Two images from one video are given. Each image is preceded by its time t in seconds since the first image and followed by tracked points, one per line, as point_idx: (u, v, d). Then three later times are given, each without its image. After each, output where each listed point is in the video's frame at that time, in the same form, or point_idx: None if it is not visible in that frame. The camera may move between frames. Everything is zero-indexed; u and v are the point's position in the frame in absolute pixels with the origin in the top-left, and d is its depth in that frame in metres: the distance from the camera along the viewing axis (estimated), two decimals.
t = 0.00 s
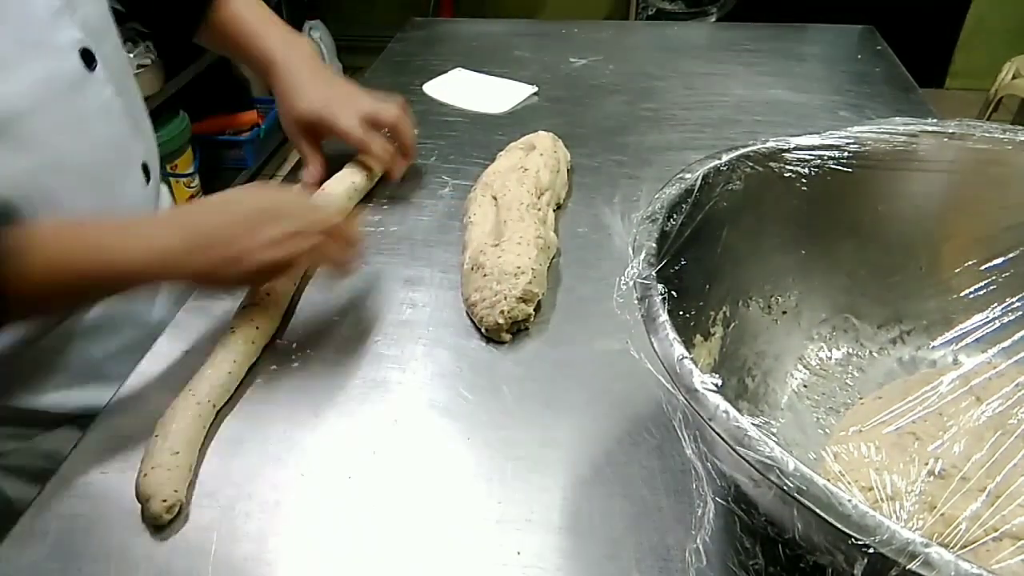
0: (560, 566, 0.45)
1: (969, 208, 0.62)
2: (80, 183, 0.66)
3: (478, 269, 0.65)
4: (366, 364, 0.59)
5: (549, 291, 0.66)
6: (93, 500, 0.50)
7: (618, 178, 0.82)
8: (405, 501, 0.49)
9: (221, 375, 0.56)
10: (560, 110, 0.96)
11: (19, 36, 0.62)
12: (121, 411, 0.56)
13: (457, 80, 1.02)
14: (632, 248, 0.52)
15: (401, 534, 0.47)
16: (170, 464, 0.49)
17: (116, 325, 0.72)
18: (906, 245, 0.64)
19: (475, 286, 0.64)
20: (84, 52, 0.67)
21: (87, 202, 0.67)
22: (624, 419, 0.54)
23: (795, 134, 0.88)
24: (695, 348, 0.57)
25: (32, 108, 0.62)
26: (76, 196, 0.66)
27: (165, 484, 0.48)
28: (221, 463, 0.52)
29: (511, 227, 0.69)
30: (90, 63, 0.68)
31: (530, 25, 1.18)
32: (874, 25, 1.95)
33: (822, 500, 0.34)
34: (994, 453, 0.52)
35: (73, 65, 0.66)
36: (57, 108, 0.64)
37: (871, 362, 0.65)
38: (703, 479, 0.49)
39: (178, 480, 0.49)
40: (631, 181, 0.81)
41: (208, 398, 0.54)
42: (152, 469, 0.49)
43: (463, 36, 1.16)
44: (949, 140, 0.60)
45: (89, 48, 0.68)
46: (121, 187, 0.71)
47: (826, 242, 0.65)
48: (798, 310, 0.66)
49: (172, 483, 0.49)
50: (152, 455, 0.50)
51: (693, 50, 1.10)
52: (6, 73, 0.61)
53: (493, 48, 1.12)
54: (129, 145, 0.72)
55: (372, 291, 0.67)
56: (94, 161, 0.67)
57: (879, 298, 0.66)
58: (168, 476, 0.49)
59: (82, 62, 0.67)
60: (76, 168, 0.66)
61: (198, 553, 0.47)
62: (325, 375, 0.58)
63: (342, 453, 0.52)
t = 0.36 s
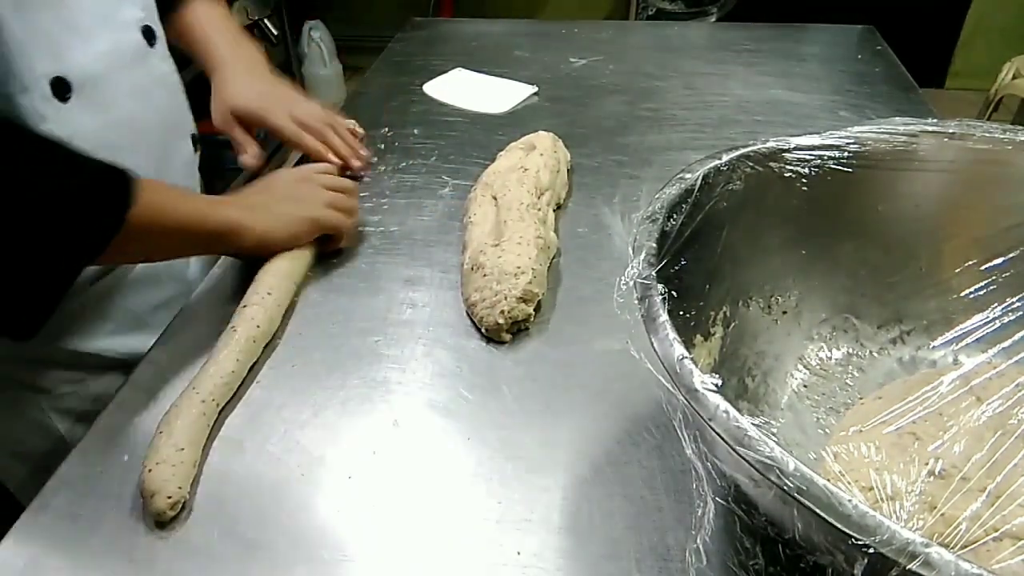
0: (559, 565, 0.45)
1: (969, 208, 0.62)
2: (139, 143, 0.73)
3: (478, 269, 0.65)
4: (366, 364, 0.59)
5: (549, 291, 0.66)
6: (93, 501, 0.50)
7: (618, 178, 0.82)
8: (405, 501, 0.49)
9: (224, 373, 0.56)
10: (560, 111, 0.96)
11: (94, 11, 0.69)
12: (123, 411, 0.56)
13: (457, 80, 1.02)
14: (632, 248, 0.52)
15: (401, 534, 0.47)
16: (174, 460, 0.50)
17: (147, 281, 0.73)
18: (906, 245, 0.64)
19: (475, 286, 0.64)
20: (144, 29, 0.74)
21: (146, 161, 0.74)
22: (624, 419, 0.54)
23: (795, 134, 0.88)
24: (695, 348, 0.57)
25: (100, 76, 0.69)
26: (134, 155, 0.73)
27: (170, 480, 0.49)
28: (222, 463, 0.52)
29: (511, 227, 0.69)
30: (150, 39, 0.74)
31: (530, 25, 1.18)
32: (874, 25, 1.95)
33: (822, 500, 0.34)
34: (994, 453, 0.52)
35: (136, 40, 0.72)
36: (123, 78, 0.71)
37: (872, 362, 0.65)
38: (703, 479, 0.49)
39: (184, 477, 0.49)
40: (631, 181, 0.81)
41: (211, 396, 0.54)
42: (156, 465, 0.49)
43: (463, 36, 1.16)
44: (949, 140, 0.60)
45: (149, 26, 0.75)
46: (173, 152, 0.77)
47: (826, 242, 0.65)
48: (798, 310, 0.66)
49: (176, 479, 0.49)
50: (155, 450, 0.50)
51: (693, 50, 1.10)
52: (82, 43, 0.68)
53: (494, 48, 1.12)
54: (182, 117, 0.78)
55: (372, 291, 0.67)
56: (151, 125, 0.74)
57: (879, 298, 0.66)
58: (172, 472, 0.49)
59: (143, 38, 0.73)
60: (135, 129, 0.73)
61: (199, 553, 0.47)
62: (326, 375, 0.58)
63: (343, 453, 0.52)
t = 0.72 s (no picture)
0: (560, 565, 0.45)
1: (968, 208, 0.62)
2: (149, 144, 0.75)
3: (479, 269, 0.65)
4: (367, 365, 0.59)
5: (549, 291, 0.66)
6: (92, 500, 0.50)
7: (618, 178, 0.82)
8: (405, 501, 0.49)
9: (231, 373, 0.56)
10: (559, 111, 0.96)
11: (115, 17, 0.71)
12: (123, 411, 0.56)
13: (457, 80, 1.02)
14: (632, 248, 0.52)
15: (401, 533, 0.47)
16: (178, 459, 0.50)
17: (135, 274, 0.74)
18: (906, 245, 0.64)
19: (476, 286, 0.64)
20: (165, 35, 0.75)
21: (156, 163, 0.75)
22: (624, 419, 0.54)
23: (795, 134, 0.88)
24: (695, 348, 0.57)
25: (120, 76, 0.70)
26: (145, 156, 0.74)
27: (173, 480, 0.49)
28: (222, 463, 0.52)
29: (511, 227, 0.69)
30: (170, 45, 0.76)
31: (530, 25, 1.18)
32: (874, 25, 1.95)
33: (823, 500, 0.34)
34: (994, 453, 0.52)
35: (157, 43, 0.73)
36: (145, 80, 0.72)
37: (872, 362, 0.65)
38: (703, 479, 0.49)
39: (188, 477, 0.49)
40: (631, 181, 0.81)
41: (218, 396, 0.54)
42: (160, 464, 0.49)
43: (463, 36, 1.16)
44: (949, 140, 0.60)
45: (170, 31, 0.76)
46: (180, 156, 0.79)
47: (826, 242, 0.65)
48: (798, 310, 0.66)
49: (178, 478, 0.49)
50: (158, 450, 0.50)
51: (693, 50, 1.10)
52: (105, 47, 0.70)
53: (494, 48, 1.12)
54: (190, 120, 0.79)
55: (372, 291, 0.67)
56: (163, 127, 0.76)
57: (879, 298, 0.66)
58: (176, 472, 0.49)
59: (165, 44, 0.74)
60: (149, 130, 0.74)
61: (198, 554, 0.47)
62: (326, 375, 0.58)
63: (343, 454, 0.52)
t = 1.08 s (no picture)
0: (560, 565, 0.45)
1: (968, 208, 0.62)
2: (162, 139, 0.71)
3: (478, 269, 0.65)
4: (367, 364, 0.59)
5: (549, 291, 0.66)
6: (93, 500, 0.50)
7: (618, 178, 0.82)
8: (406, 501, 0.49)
9: (232, 373, 0.56)
10: (559, 111, 0.96)
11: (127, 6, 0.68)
12: (122, 411, 0.56)
13: (457, 80, 1.02)
14: (632, 248, 0.52)
15: (401, 533, 0.47)
16: (180, 458, 0.50)
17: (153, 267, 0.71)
18: (906, 245, 0.64)
19: (476, 286, 0.64)
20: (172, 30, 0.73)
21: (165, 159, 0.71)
22: (624, 419, 0.54)
23: (795, 134, 0.88)
24: (695, 348, 0.57)
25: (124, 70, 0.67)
26: (158, 152, 0.70)
27: (173, 476, 0.49)
28: (221, 463, 0.52)
29: (511, 227, 0.69)
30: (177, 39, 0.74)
31: (530, 25, 1.18)
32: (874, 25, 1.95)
33: (822, 500, 0.34)
34: (994, 453, 0.52)
35: (162, 37, 0.71)
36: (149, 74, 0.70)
37: (871, 362, 0.65)
38: (703, 479, 0.49)
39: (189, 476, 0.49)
40: (631, 181, 0.81)
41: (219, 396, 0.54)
42: (161, 461, 0.49)
43: (463, 36, 1.16)
44: (949, 140, 0.60)
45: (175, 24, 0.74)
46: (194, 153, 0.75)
47: (826, 242, 0.65)
48: (798, 310, 0.66)
49: (179, 475, 0.49)
50: (158, 449, 0.50)
51: (693, 50, 1.10)
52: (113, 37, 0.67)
53: (494, 48, 1.12)
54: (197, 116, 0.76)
55: (371, 291, 0.67)
56: (173, 122, 0.72)
57: (879, 298, 0.66)
58: (177, 471, 0.49)
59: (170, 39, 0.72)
60: (160, 125, 0.70)
61: (198, 554, 0.47)
62: (325, 375, 0.58)
63: (342, 454, 0.52)
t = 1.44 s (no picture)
0: (560, 565, 0.45)
1: (968, 208, 0.62)
2: (162, 136, 0.69)
3: (479, 269, 0.65)
4: (367, 364, 0.59)
5: (549, 291, 0.66)
6: (92, 500, 0.50)
7: (618, 178, 0.82)
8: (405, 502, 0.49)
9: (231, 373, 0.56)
10: (559, 111, 0.96)
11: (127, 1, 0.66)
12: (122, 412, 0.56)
13: (457, 80, 1.02)
14: (632, 248, 0.52)
15: (402, 534, 0.47)
16: (179, 457, 0.50)
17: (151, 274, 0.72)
18: (906, 245, 0.64)
19: (476, 286, 0.64)
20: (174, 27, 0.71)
21: (162, 157, 0.69)
22: (624, 419, 0.54)
23: (795, 134, 0.88)
24: (695, 348, 0.57)
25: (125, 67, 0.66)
26: (155, 147, 0.68)
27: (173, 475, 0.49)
28: (221, 463, 0.52)
29: (510, 227, 0.69)
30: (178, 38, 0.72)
31: (530, 25, 1.18)
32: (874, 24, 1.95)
33: (822, 500, 0.34)
34: (994, 453, 0.52)
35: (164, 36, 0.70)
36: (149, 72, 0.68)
37: (871, 362, 0.65)
38: (703, 479, 0.49)
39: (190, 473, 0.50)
40: (631, 181, 0.81)
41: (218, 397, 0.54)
42: (161, 461, 0.50)
43: (463, 36, 1.16)
44: (949, 140, 0.60)
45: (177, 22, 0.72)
46: (192, 152, 0.74)
47: (826, 242, 0.65)
48: (798, 310, 0.66)
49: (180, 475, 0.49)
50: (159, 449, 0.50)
51: (693, 50, 1.10)
52: (112, 32, 0.65)
53: (494, 48, 1.12)
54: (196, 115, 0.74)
55: (372, 291, 0.67)
56: (170, 121, 0.70)
57: (879, 298, 0.66)
58: (176, 470, 0.49)
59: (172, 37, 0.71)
60: (156, 122, 0.69)
61: (198, 555, 0.47)
62: (326, 375, 0.59)
63: (342, 454, 0.52)
